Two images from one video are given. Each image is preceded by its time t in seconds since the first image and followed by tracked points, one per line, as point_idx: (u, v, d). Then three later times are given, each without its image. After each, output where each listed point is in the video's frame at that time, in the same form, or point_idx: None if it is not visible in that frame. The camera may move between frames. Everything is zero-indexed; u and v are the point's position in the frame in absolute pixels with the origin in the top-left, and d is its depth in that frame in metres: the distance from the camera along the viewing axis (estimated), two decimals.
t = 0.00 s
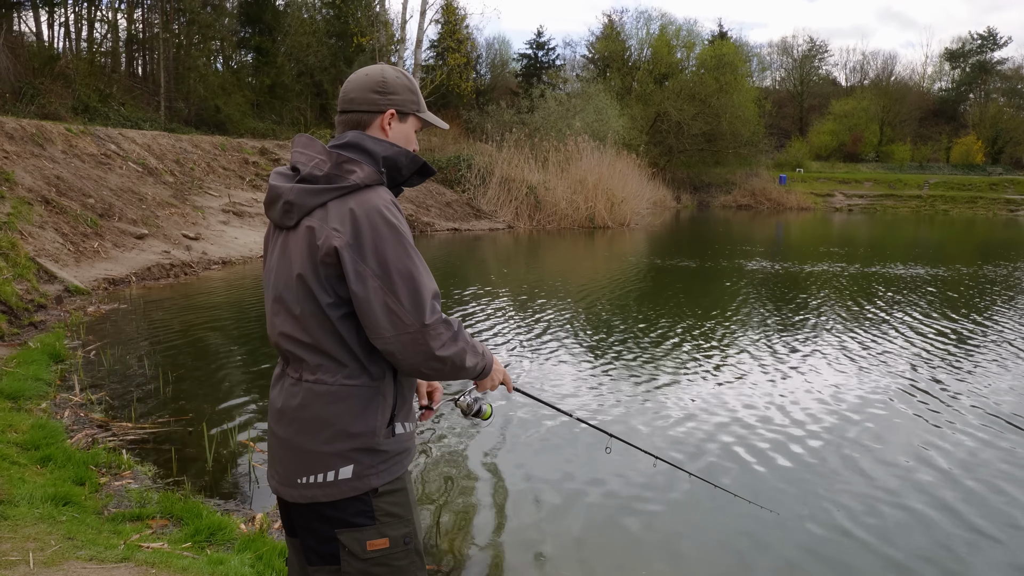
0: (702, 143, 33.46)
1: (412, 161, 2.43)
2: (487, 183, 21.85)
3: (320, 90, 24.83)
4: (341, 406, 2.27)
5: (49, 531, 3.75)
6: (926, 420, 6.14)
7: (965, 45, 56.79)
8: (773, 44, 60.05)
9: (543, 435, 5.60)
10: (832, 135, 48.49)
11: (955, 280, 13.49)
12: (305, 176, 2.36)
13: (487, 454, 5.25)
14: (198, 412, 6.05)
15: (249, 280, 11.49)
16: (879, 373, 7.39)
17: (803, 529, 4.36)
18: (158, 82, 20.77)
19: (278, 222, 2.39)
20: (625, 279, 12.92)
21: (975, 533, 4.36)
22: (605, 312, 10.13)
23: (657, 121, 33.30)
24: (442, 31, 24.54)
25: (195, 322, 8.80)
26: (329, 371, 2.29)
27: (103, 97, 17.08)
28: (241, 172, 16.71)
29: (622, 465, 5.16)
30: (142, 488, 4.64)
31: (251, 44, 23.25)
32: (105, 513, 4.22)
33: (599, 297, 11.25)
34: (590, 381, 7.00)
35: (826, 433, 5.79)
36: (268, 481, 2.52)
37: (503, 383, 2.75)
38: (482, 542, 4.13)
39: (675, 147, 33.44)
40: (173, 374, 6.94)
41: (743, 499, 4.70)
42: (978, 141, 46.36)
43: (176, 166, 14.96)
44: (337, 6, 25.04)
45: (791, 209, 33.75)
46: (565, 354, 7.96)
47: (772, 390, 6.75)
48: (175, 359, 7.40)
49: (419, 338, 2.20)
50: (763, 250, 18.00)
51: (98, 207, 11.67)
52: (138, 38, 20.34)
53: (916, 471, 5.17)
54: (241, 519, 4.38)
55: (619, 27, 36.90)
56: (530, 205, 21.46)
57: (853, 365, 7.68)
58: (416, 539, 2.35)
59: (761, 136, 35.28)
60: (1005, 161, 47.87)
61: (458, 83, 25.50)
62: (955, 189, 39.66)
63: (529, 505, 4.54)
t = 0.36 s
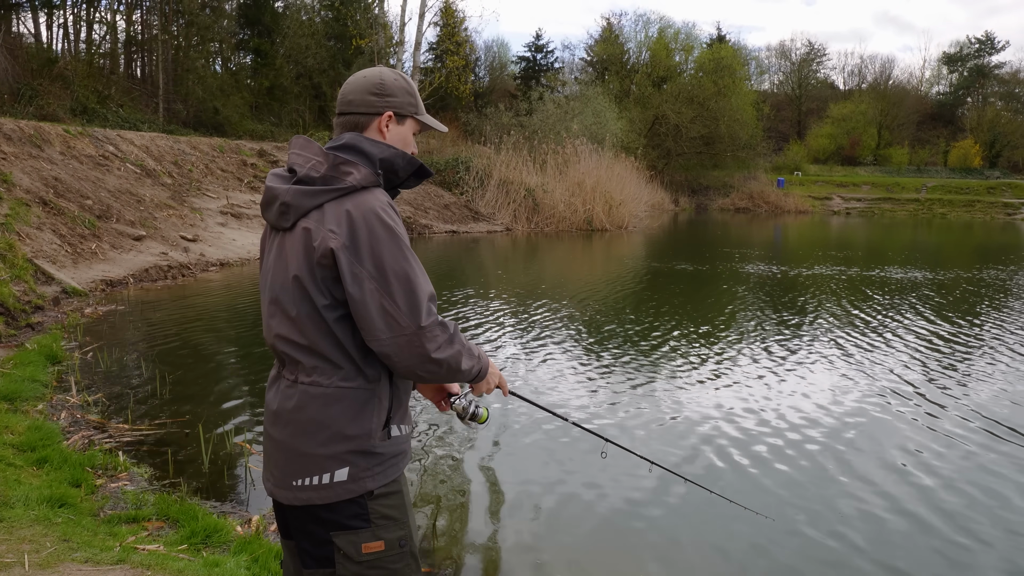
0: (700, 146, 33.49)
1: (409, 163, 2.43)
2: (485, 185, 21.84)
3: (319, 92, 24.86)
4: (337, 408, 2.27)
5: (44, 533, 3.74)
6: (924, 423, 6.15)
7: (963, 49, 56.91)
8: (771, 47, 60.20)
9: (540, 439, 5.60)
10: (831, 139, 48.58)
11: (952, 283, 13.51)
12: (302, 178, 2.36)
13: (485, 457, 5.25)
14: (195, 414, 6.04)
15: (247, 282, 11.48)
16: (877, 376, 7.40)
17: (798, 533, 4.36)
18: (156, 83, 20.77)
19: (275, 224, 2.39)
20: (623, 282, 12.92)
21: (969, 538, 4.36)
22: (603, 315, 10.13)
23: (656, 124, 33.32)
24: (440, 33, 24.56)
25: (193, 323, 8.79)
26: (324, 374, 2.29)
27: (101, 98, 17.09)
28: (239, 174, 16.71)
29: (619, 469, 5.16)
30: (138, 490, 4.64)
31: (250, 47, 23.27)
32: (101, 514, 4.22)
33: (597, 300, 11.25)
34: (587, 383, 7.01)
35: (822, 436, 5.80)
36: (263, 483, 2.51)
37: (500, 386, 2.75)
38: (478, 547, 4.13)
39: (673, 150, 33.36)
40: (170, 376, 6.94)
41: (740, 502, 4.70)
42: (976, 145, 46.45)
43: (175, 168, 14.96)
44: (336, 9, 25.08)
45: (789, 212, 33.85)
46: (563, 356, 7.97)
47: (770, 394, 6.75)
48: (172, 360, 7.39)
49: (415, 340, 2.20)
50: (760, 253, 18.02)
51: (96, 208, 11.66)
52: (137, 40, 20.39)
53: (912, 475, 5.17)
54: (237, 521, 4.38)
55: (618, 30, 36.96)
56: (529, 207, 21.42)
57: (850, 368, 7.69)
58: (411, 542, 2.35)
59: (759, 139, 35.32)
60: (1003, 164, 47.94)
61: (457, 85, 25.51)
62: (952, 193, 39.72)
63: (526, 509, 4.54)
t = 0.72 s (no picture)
0: (698, 147, 33.53)
1: (406, 164, 2.42)
2: (482, 186, 21.81)
3: (316, 93, 24.87)
4: (333, 408, 2.26)
5: (40, 534, 3.73)
6: (921, 424, 6.15)
7: (960, 50, 57.01)
8: (768, 48, 60.32)
9: (537, 440, 5.59)
10: (828, 140, 48.68)
11: (949, 284, 13.54)
12: (299, 178, 2.35)
13: (482, 458, 5.24)
14: (192, 415, 6.03)
15: (243, 283, 11.46)
16: (874, 377, 7.40)
17: (794, 535, 4.36)
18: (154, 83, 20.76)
19: (272, 224, 2.39)
20: (621, 283, 12.92)
21: (963, 541, 4.36)
22: (601, 316, 10.12)
23: (653, 125, 33.34)
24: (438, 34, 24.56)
25: (189, 324, 8.78)
26: (321, 375, 2.28)
27: (98, 99, 17.06)
28: (236, 175, 16.69)
29: (616, 470, 5.16)
30: (134, 491, 4.63)
31: (247, 47, 23.23)
32: (97, 516, 4.20)
33: (594, 301, 11.26)
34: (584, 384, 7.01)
35: (819, 438, 5.81)
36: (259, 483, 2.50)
37: (497, 389, 2.74)
38: (475, 547, 4.12)
39: (670, 151, 33.45)
40: (166, 377, 6.92)
41: (736, 503, 4.71)
42: (972, 146, 46.52)
43: (171, 168, 14.94)
44: (334, 9, 25.09)
45: (787, 214, 33.93)
46: (560, 357, 7.97)
47: (767, 395, 6.75)
48: (168, 361, 7.37)
49: (412, 342, 2.19)
50: (758, 254, 18.05)
51: (92, 209, 11.63)
52: (134, 41, 20.61)
53: (909, 477, 5.16)
54: (233, 523, 4.37)
55: (615, 31, 37.00)
56: (526, 208, 21.40)
57: (847, 369, 7.70)
58: (407, 542, 2.34)
59: (756, 140, 35.37)
60: (999, 166, 48.01)
61: (454, 86, 25.51)
62: (949, 194, 39.80)
63: (523, 510, 4.53)
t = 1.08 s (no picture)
0: (698, 149, 33.55)
1: (407, 167, 2.42)
2: (482, 189, 21.79)
3: (316, 96, 24.86)
4: (333, 411, 2.25)
5: (40, 538, 3.73)
6: (922, 426, 6.15)
7: (960, 51, 57.03)
8: (768, 49, 60.33)
9: (538, 442, 5.58)
10: (828, 142, 48.64)
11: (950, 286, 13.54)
12: (299, 182, 2.35)
13: (483, 460, 5.24)
14: (192, 418, 6.02)
15: (244, 286, 11.46)
16: (875, 379, 7.40)
17: (796, 537, 4.35)
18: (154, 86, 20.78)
19: (273, 227, 2.39)
20: (621, 285, 12.90)
21: (967, 543, 4.35)
22: (601, 319, 10.10)
23: (653, 127, 33.33)
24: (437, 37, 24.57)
25: (190, 327, 8.78)
26: (322, 377, 2.27)
27: (98, 102, 17.08)
28: (236, 178, 16.70)
29: (616, 472, 5.15)
30: (135, 495, 4.62)
31: (247, 50, 23.09)
32: (97, 520, 4.19)
33: (595, 304, 11.25)
34: (585, 386, 7.02)
35: (821, 439, 5.80)
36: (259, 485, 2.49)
37: (497, 393, 2.73)
38: (476, 549, 4.12)
39: (670, 154, 33.46)
40: (167, 380, 6.92)
41: (737, 504, 4.71)
42: (973, 147, 46.49)
43: (172, 171, 14.95)
44: (334, 12, 25.10)
45: (787, 215, 33.95)
46: (562, 359, 7.97)
47: (768, 397, 6.74)
48: (169, 365, 7.37)
49: (412, 345, 2.19)
50: (758, 256, 18.04)
51: (93, 212, 11.63)
52: (134, 44, 20.58)
53: (912, 479, 5.15)
54: (234, 526, 4.36)
55: (615, 33, 37.00)
56: (526, 210, 21.43)
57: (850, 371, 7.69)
58: (407, 545, 2.34)
59: (757, 142, 35.37)
60: (999, 167, 47.96)
61: (454, 89, 25.52)
62: (949, 195, 39.77)
63: (524, 512, 4.53)
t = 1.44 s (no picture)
0: (699, 150, 33.58)
1: (404, 168, 2.42)
2: (483, 190, 21.78)
3: (317, 98, 24.89)
4: (330, 412, 2.25)
5: (40, 540, 3.73)
6: (923, 426, 6.13)
7: (961, 52, 57.07)
8: (768, 51, 60.38)
9: (539, 444, 5.58)
10: (829, 142, 48.65)
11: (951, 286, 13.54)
12: (296, 183, 2.35)
13: (483, 462, 5.23)
14: (193, 420, 6.02)
15: (244, 289, 11.46)
16: (876, 380, 7.39)
17: (798, 538, 4.34)
18: (154, 89, 20.83)
19: (270, 229, 2.39)
20: (621, 287, 12.90)
21: (966, 544, 4.34)
22: (602, 320, 10.09)
23: (654, 129, 33.35)
24: (438, 39, 24.59)
25: (190, 330, 8.79)
26: (318, 379, 2.27)
27: (99, 105, 17.11)
28: (237, 180, 16.72)
29: (616, 473, 5.15)
30: (135, 497, 4.62)
31: (248, 53, 23.24)
32: (97, 522, 4.19)
33: (595, 305, 11.25)
34: (585, 387, 7.01)
35: (823, 439, 5.80)
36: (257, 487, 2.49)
37: (496, 394, 2.73)
38: (476, 550, 4.11)
39: (670, 155, 33.47)
40: (168, 382, 6.92)
41: (738, 505, 4.71)
42: (974, 147, 46.47)
43: (172, 174, 14.97)
44: (334, 15, 25.15)
45: (787, 216, 34.00)
46: (562, 361, 7.96)
47: (769, 398, 6.72)
48: (168, 367, 7.37)
49: (409, 346, 2.19)
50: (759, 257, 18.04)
51: (94, 215, 11.64)
52: (135, 47, 20.67)
53: (914, 479, 5.15)
54: (234, 528, 4.36)
55: (615, 35, 37.02)
56: (527, 212, 21.44)
57: (851, 372, 7.68)
58: (405, 547, 2.33)
59: (757, 143, 35.37)
60: (1000, 167, 47.92)
61: (454, 91, 25.50)
62: (950, 196, 39.76)
63: (525, 512, 4.53)
